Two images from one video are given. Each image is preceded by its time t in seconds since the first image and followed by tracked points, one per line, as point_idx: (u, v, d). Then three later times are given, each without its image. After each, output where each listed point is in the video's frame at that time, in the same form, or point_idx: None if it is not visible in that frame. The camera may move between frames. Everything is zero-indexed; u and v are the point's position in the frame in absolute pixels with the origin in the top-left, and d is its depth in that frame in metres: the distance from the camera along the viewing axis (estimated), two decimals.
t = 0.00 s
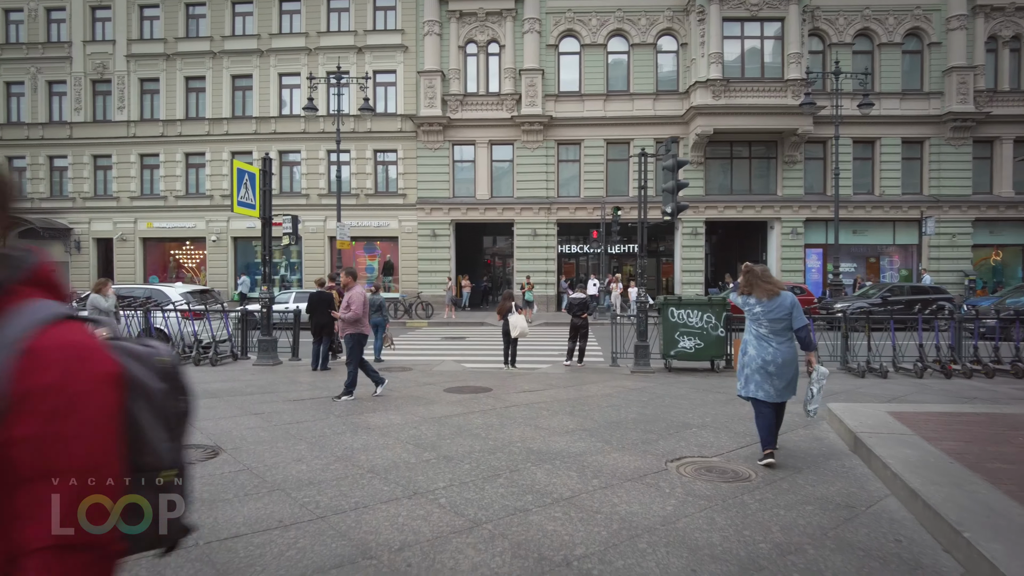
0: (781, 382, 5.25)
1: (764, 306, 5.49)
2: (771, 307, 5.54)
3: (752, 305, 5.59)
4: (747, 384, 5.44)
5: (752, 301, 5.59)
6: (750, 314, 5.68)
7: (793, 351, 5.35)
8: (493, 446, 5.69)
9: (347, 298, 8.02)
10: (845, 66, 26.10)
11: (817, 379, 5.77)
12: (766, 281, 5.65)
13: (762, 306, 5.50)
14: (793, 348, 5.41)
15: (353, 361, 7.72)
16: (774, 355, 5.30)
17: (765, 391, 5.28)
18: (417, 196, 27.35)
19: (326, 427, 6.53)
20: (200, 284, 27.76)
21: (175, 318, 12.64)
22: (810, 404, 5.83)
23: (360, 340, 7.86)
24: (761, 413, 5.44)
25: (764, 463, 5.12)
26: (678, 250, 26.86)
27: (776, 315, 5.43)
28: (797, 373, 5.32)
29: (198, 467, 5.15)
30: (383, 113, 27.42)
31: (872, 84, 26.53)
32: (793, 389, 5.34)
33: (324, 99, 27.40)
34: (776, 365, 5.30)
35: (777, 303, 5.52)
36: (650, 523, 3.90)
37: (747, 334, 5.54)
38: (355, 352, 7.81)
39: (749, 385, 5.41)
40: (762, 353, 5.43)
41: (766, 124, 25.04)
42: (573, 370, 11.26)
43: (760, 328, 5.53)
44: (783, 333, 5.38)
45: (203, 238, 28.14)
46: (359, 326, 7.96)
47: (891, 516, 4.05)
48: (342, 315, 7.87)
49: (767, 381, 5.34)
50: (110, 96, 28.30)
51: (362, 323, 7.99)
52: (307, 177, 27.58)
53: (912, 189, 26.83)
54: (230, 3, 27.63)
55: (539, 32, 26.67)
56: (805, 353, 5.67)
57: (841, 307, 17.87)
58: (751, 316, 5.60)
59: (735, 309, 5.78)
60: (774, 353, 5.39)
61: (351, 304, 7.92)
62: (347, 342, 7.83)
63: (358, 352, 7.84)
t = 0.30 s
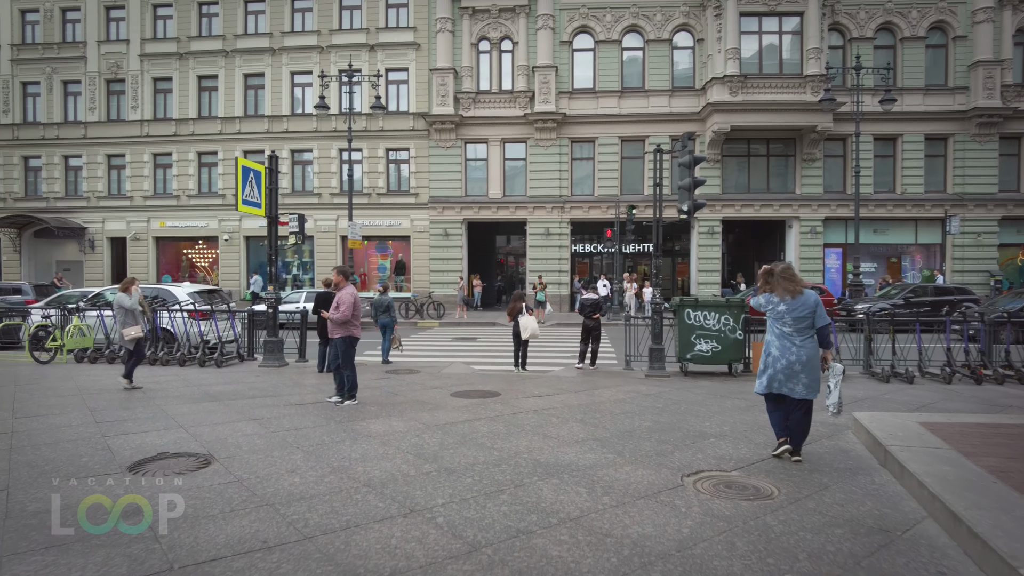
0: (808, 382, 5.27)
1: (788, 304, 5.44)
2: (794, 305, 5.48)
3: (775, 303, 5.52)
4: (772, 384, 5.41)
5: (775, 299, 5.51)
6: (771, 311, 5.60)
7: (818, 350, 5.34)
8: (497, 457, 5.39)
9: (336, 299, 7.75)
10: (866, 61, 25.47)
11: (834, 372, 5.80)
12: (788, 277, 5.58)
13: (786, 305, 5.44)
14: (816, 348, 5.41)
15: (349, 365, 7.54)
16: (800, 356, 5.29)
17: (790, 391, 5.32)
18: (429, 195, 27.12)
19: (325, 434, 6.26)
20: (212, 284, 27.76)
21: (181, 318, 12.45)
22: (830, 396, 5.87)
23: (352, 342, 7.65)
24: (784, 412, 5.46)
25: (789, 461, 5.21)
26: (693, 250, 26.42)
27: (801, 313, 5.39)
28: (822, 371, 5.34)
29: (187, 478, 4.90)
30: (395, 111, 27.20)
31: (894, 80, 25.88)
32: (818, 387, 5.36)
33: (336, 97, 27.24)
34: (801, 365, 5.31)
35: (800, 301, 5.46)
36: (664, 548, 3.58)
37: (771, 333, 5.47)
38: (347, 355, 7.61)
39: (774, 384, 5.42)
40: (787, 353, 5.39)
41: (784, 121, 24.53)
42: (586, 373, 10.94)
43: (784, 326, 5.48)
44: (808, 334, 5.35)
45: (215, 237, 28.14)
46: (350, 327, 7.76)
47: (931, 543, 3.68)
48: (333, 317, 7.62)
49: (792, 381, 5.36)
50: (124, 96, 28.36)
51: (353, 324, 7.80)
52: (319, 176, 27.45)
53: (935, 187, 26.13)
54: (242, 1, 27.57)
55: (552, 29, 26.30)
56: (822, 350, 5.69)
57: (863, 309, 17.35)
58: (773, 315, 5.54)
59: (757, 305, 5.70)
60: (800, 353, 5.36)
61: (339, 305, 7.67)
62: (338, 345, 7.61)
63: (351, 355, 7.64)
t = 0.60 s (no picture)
0: (814, 383, 5.23)
1: (794, 306, 5.43)
2: (801, 306, 5.46)
3: (782, 305, 5.52)
4: (781, 386, 5.43)
5: (781, 300, 5.50)
6: (778, 312, 5.60)
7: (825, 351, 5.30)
8: (496, 466, 5.11)
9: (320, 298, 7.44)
10: (883, 55, 24.92)
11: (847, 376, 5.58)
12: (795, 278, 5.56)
13: (792, 306, 5.44)
14: (825, 348, 5.38)
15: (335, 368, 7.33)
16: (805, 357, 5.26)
17: (799, 392, 5.31)
18: (438, 194, 26.91)
19: (320, 439, 6.02)
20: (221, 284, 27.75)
21: (187, 318, 12.30)
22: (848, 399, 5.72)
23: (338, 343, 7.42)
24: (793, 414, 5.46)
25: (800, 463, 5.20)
26: (706, 249, 26.01)
27: (807, 315, 5.37)
28: (830, 372, 5.29)
29: (172, 485, 4.68)
30: (404, 110, 27.00)
31: (912, 74, 25.29)
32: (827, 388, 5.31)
33: (346, 96, 27.10)
34: (807, 366, 5.29)
35: (807, 302, 5.43)
36: (670, 569, 3.30)
37: (778, 335, 5.47)
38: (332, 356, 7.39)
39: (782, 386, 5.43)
40: (795, 354, 5.39)
41: (799, 117, 24.06)
42: (594, 375, 10.64)
43: (791, 328, 5.48)
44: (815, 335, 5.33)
45: (224, 236, 28.12)
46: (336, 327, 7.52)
47: (964, 566, 3.36)
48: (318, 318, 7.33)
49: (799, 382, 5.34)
50: (135, 96, 28.39)
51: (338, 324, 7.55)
52: (328, 176, 27.33)
53: (955, 184, 25.51)
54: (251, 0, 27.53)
55: (563, 25, 25.98)
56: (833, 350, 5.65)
57: (881, 308, 16.88)
58: (781, 316, 5.54)
59: (766, 308, 5.72)
60: (807, 354, 5.35)
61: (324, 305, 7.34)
62: (322, 346, 7.35)
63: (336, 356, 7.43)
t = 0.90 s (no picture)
0: (815, 380, 5.41)
1: (797, 305, 5.59)
2: (803, 305, 5.63)
3: (785, 304, 5.70)
4: (783, 383, 5.58)
5: (784, 300, 5.67)
6: (780, 311, 5.76)
7: (826, 349, 5.51)
8: (492, 480, 4.84)
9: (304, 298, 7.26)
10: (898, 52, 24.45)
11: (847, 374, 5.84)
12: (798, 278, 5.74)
13: (794, 305, 5.61)
14: (826, 346, 5.56)
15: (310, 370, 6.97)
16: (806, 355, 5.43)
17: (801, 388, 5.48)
18: (446, 195, 26.70)
19: (311, 450, 5.79)
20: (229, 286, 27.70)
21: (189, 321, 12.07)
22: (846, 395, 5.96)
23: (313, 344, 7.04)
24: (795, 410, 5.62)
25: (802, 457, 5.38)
26: (717, 250, 25.61)
27: (809, 313, 5.55)
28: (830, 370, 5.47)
29: (154, 497, 4.50)
30: (411, 111, 26.82)
31: (928, 72, 24.78)
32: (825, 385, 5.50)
33: (352, 97, 26.96)
34: (808, 363, 5.46)
35: (809, 301, 5.62)
36: None
37: (781, 333, 5.62)
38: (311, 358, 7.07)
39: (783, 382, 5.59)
40: (798, 352, 5.55)
41: (811, 116, 23.65)
42: (601, 380, 10.35)
43: (793, 326, 5.65)
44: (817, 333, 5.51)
45: (232, 238, 28.06)
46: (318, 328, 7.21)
47: None
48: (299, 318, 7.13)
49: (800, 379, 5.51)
50: (143, 98, 28.43)
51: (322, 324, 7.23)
52: (335, 177, 27.19)
53: (972, 184, 24.96)
54: (259, 2, 27.51)
55: (571, 24, 25.71)
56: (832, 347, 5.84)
57: (897, 311, 16.43)
58: (783, 315, 5.70)
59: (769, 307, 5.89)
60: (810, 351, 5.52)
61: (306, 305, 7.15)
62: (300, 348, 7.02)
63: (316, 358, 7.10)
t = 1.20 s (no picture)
0: (831, 385, 5.28)
1: (812, 308, 5.44)
2: (818, 307, 5.47)
3: (799, 306, 5.53)
4: (797, 387, 5.45)
5: (799, 302, 5.51)
6: (794, 314, 5.61)
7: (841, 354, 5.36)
8: (490, 489, 4.57)
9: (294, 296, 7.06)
10: (917, 47, 23.91)
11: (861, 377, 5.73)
12: (812, 279, 5.57)
13: (810, 308, 5.44)
14: (841, 350, 5.41)
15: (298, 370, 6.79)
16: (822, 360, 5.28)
17: (815, 393, 5.36)
18: (455, 194, 26.50)
19: (304, 455, 5.56)
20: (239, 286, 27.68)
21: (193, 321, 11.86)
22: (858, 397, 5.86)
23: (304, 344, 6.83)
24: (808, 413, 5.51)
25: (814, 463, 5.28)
26: (731, 250, 25.19)
27: (824, 317, 5.39)
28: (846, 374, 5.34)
29: (135, 504, 4.29)
30: (421, 110, 26.64)
31: (947, 67, 24.22)
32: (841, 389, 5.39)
33: (362, 96, 26.83)
34: (824, 368, 5.33)
35: (824, 304, 5.45)
36: None
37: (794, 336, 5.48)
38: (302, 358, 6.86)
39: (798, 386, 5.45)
40: (812, 356, 5.41)
41: (827, 113, 23.19)
42: (610, 382, 10.04)
43: (807, 329, 5.50)
44: (832, 337, 5.35)
45: (241, 238, 28.02)
46: (311, 326, 6.97)
47: None
48: (289, 318, 6.96)
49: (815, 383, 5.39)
50: (153, 98, 28.46)
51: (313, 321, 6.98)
52: (345, 177, 27.07)
53: (993, 182, 24.36)
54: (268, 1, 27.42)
55: (582, 21, 25.41)
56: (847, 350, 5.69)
57: (917, 312, 15.96)
58: (797, 318, 5.55)
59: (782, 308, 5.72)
60: (824, 355, 5.38)
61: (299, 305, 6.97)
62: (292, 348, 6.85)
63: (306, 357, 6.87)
